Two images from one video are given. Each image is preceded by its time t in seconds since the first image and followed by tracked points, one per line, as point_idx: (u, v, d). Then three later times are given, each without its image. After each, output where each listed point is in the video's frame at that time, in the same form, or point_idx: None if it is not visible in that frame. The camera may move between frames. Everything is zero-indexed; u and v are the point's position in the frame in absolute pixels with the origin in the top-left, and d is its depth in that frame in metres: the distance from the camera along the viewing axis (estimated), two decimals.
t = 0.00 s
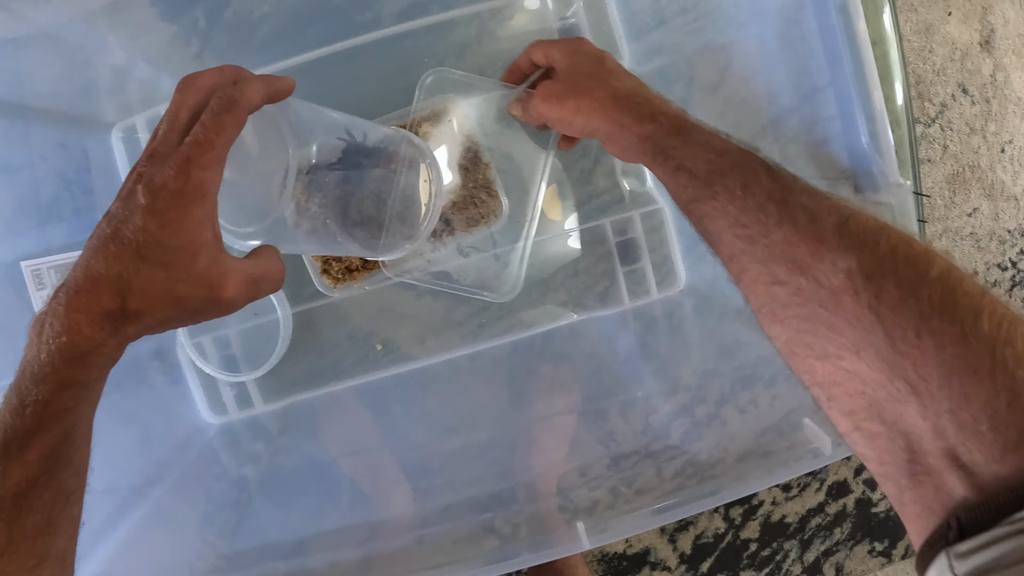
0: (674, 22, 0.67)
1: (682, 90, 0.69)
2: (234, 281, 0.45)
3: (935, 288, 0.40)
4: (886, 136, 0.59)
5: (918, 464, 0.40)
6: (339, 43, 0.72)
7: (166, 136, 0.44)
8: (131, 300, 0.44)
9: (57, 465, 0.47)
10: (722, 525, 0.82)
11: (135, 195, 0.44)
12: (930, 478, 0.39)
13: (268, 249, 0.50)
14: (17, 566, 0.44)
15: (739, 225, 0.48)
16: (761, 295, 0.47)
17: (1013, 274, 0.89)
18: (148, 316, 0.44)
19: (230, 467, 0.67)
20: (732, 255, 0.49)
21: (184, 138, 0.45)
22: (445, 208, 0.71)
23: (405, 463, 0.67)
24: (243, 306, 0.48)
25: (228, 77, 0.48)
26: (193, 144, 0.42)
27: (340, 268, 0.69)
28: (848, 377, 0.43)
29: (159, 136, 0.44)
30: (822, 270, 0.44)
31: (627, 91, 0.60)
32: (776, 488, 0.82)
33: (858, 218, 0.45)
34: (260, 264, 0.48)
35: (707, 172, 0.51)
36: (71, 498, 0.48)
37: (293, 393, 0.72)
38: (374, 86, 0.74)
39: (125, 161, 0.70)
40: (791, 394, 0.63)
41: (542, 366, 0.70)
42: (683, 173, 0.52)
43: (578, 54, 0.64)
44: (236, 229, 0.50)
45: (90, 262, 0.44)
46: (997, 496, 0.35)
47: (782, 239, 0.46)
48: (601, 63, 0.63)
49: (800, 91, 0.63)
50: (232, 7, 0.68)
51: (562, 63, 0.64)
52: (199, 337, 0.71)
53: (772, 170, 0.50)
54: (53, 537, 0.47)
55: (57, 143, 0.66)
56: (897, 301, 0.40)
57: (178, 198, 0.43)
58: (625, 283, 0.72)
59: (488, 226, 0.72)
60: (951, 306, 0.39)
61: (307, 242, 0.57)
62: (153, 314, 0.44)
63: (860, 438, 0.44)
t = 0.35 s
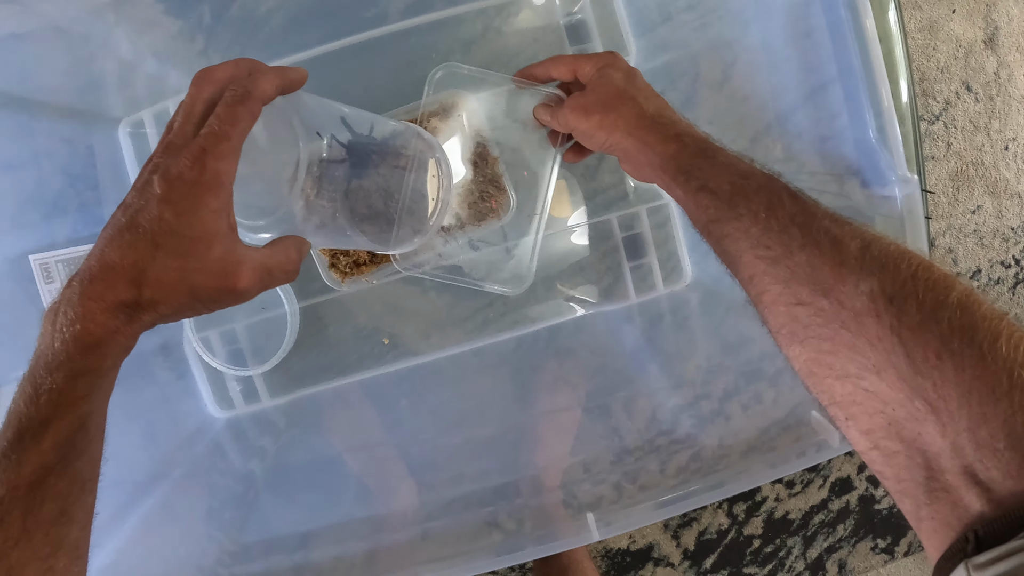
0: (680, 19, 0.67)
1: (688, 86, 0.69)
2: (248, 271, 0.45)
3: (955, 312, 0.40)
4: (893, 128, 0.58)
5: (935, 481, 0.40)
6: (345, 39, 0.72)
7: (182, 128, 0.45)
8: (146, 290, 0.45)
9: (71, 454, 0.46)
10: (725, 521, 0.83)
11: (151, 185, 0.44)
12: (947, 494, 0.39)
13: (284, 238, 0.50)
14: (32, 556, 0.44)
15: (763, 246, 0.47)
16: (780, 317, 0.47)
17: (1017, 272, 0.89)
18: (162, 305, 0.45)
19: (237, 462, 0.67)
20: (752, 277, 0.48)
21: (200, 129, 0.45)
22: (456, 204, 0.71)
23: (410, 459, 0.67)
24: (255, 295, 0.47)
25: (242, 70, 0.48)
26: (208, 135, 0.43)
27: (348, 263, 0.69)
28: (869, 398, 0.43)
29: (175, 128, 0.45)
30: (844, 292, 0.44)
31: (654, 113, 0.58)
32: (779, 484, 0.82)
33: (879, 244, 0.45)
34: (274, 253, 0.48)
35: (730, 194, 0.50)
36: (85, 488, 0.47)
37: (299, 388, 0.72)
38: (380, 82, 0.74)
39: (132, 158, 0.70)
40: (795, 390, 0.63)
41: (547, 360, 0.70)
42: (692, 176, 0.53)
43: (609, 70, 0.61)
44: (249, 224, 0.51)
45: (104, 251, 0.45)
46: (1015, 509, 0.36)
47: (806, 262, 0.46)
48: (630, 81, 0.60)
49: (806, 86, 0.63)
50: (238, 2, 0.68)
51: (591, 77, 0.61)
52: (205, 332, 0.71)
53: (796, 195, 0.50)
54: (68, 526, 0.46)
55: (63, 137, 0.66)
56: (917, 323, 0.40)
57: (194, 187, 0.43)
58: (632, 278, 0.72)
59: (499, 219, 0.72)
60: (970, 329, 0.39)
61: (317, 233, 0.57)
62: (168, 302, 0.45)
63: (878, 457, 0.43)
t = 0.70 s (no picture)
0: (681, 12, 0.67)
1: (688, 80, 0.69)
2: (253, 268, 0.46)
3: (954, 284, 0.40)
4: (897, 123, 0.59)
5: (934, 455, 0.40)
6: (345, 32, 0.72)
7: (184, 123, 0.44)
8: (151, 288, 0.45)
9: (76, 453, 0.46)
10: (726, 516, 0.82)
11: (154, 181, 0.44)
12: (944, 468, 0.40)
13: (291, 236, 0.50)
14: (36, 553, 0.44)
15: (760, 220, 0.48)
16: (778, 289, 0.47)
17: (1017, 267, 0.89)
18: (168, 301, 0.45)
19: (238, 454, 0.67)
20: (750, 250, 0.49)
21: (204, 125, 0.45)
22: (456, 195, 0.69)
23: (410, 452, 0.67)
24: (259, 293, 0.48)
25: (248, 68, 0.48)
26: (214, 131, 0.43)
27: (350, 254, 0.69)
28: (867, 370, 0.43)
29: (178, 123, 0.44)
30: (842, 265, 0.44)
31: (657, 87, 0.58)
32: (780, 479, 0.82)
33: (877, 217, 0.46)
34: (279, 250, 0.48)
35: (730, 168, 0.51)
36: (90, 484, 0.47)
37: (301, 379, 0.72)
38: (380, 76, 0.74)
39: (135, 153, 0.70)
40: (796, 382, 0.63)
41: (548, 355, 0.70)
42: (692, 148, 0.53)
43: (614, 44, 0.60)
44: (259, 225, 0.50)
45: (108, 248, 0.44)
46: (1011, 487, 0.36)
47: (804, 235, 0.46)
48: (635, 55, 0.60)
49: (809, 80, 0.63)
50: None
51: (595, 48, 0.61)
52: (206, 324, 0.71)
53: (797, 171, 0.50)
54: (70, 525, 0.46)
55: (63, 131, 0.66)
56: (916, 296, 0.40)
57: (197, 185, 0.43)
58: (632, 271, 0.72)
59: (501, 212, 0.71)
60: (970, 302, 0.39)
61: (321, 230, 0.57)
62: (174, 299, 0.45)
63: (875, 429, 0.43)
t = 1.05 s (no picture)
0: (680, 9, 0.67)
1: (687, 78, 0.69)
2: (270, 271, 0.46)
3: (959, 284, 0.40)
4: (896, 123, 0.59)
5: (936, 453, 0.40)
6: (347, 27, 0.72)
7: (200, 124, 0.44)
8: (167, 292, 0.45)
9: (88, 456, 0.48)
10: (726, 512, 0.83)
11: (170, 184, 0.44)
12: (949, 467, 0.40)
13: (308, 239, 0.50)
14: (46, 557, 0.46)
15: (763, 217, 0.48)
16: (780, 287, 0.47)
17: (1017, 264, 0.89)
18: (185, 305, 0.46)
19: (238, 449, 0.67)
20: (752, 247, 0.49)
21: (220, 126, 0.45)
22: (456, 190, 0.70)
23: (410, 448, 0.67)
24: (276, 296, 0.48)
25: (263, 68, 0.48)
26: (231, 134, 0.42)
27: (351, 250, 0.69)
28: (871, 368, 0.43)
29: (192, 123, 0.44)
30: (846, 263, 0.44)
31: (658, 85, 0.58)
32: (780, 475, 0.83)
33: (881, 216, 0.46)
34: (295, 253, 0.48)
35: (732, 164, 0.51)
36: (101, 488, 0.49)
37: (301, 374, 0.72)
38: (381, 72, 0.74)
39: (136, 149, 0.70)
40: (795, 377, 0.63)
41: (549, 351, 0.70)
42: (693, 146, 0.54)
43: (617, 37, 0.60)
44: (270, 226, 0.52)
45: (124, 252, 0.45)
46: (1015, 483, 0.36)
47: (808, 233, 0.46)
48: (637, 50, 0.60)
49: (808, 79, 0.63)
50: None
51: (599, 41, 0.61)
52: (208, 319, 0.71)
53: (798, 168, 0.50)
54: (82, 527, 0.48)
55: (64, 128, 0.66)
56: (922, 294, 0.40)
57: (213, 188, 0.43)
58: (632, 267, 0.72)
59: (496, 208, 0.72)
60: (974, 301, 0.39)
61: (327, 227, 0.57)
62: (190, 303, 0.46)
63: (878, 428, 0.43)
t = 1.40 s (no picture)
0: (679, 6, 0.67)
1: (686, 75, 0.69)
2: (267, 260, 0.45)
3: (959, 289, 0.40)
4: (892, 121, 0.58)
5: (936, 458, 0.41)
6: (347, 23, 0.72)
7: (195, 117, 0.44)
8: (165, 283, 0.45)
9: (88, 448, 0.48)
10: (725, 510, 0.83)
11: (165, 176, 0.44)
12: (947, 472, 0.40)
13: (308, 228, 0.49)
14: (47, 550, 0.46)
15: (763, 221, 0.48)
16: (779, 292, 0.47)
17: (1017, 262, 0.89)
18: (183, 296, 0.46)
19: (237, 444, 0.67)
20: (749, 252, 0.49)
21: (215, 120, 0.45)
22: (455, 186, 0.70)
23: (410, 445, 0.67)
24: (274, 284, 0.47)
25: (256, 62, 0.49)
26: (226, 126, 0.43)
27: (348, 246, 0.69)
28: (869, 373, 0.43)
29: (187, 117, 0.44)
30: (846, 268, 0.44)
31: (658, 88, 0.58)
32: (779, 473, 0.83)
33: (881, 221, 0.45)
34: (293, 242, 0.47)
35: (732, 168, 0.51)
36: (102, 480, 0.49)
37: (300, 372, 0.72)
38: (380, 70, 0.74)
39: (136, 147, 0.71)
40: (795, 375, 0.62)
41: (548, 348, 0.70)
42: (693, 151, 0.54)
43: (620, 38, 0.59)
44: (268, 217, 0.51)
45: (122, 245, 0.45)
46: (1014, 489, 0.36)
47: (808, 238, 0.46)
48: (639, 51, 0.59)
49: (804, 78, 0.63)
50: None
51: (602, 41, 0.60)
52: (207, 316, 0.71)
53: (798, 172, 0.50)
54: (84, 520, 0.48)
55: (64, 126, 0.66)
56: (921, 299, 0.40)
57: (208, 179, 0.43)
58: (630, 263, 0.72)
59: (491, 203, 0.71)
60: (974, 306, 0.39)
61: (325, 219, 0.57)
62: (189, 294, 0.46)
63: (877, 434, 0.44)
